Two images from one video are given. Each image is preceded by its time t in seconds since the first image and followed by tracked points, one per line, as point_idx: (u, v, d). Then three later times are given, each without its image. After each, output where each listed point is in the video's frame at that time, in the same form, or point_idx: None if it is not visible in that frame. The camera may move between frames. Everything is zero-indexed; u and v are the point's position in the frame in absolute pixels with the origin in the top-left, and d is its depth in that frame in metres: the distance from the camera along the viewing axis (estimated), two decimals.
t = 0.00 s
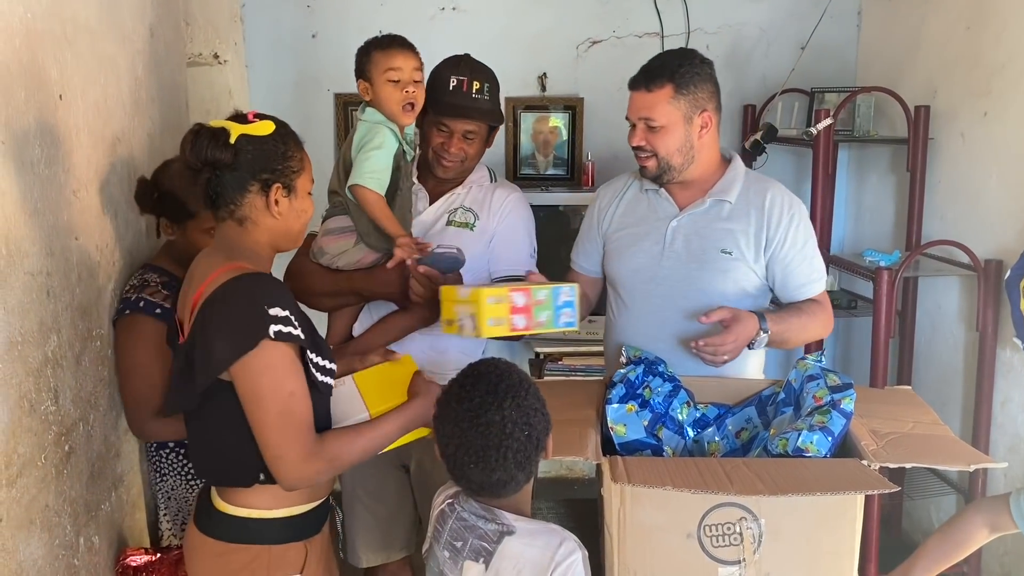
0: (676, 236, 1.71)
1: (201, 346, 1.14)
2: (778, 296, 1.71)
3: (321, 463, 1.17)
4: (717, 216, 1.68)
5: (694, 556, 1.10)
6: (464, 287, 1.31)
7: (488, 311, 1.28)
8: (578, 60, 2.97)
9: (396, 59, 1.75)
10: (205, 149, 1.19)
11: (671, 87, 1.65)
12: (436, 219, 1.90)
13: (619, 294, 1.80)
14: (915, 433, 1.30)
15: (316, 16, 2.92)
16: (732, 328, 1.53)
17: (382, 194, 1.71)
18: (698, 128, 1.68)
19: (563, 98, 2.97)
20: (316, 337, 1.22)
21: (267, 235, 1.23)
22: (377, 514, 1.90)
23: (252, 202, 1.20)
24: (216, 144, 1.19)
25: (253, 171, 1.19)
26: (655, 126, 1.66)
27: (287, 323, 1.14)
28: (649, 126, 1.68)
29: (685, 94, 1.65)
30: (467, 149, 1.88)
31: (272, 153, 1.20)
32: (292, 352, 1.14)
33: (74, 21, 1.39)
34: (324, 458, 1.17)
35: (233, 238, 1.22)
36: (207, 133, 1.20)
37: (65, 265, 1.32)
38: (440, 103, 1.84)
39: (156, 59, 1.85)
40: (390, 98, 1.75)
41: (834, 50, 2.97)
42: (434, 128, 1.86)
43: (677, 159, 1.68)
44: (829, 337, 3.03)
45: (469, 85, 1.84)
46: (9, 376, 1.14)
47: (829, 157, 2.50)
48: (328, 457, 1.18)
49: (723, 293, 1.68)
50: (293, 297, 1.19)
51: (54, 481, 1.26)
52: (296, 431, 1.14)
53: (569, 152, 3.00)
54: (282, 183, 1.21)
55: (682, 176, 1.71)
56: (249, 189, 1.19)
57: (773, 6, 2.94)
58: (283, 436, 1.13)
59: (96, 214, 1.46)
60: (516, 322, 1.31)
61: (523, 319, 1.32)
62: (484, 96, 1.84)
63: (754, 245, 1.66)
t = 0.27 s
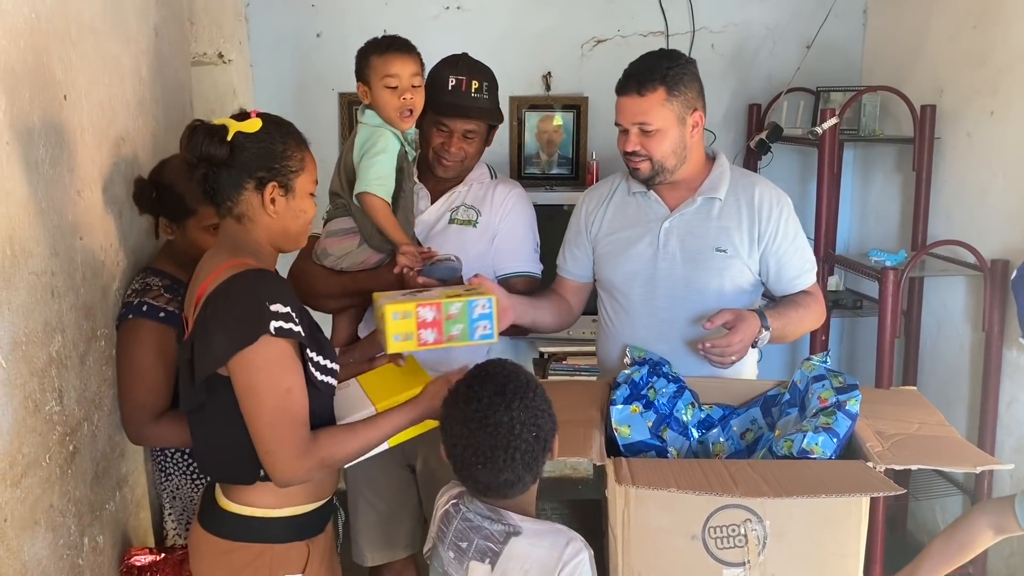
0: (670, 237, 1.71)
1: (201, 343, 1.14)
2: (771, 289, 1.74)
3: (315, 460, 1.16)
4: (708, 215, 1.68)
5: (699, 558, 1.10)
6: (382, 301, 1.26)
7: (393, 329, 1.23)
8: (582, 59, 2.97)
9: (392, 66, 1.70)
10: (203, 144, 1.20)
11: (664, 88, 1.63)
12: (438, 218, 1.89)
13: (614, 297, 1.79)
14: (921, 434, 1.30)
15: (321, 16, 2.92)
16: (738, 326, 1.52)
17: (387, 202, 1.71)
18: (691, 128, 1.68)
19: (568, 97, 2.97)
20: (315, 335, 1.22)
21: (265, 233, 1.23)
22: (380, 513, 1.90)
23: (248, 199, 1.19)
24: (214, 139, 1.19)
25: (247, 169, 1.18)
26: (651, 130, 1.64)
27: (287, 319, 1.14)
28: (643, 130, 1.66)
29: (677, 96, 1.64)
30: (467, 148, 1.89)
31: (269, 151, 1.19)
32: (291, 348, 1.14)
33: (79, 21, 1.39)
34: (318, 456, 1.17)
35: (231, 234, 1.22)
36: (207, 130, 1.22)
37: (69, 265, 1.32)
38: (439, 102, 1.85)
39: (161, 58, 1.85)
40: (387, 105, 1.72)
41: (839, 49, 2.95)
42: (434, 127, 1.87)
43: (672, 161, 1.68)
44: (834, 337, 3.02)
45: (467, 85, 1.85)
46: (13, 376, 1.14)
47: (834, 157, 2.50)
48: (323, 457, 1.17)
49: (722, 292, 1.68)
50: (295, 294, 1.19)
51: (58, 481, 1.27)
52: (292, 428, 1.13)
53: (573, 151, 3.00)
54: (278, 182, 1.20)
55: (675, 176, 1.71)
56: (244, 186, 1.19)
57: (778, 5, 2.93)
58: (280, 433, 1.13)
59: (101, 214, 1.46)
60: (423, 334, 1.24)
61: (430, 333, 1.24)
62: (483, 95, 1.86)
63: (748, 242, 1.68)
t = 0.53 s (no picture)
0: (668, 236, 1.70)
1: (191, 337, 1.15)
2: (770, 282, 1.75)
3: (345, 426, 1.16)
4: (704, 212, 1.69)
5: (705, 559, 1.09)
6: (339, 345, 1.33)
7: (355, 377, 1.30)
8: (588, 58, 2.96)
9: (374, 72, 1.69)
10: (202, 139, 1.21)
11: (676, 88, 1.63)
12: (440, 215, 1.89)
13: (614, 298, 1.78)
14: (929, 434, 1.29)
15: (326, 15, 2.92)
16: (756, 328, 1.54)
17: (385, 205, 1.71)
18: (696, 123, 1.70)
19: (572, 96, 2.96)
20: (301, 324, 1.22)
21: (257, 234, 1.22)
22: (382, 512, 1.90)
23: (243, 198, 1.19)
24: (213, 135, 1.19)
25: (243, 167, 1.18)
26: (669, 131, 1.64)
27: (269, 308, 1.14)
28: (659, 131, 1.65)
29: (687, 93, 1.65)
30: (467, 146, 1.88)
31: (267, 152, 1.19)
32: (283, 338, 1.13)
33: (84, 20, 1.39)
34: (347, 420, 1.16)
35: (225, 231, 1.22)
36: (207, 124, 1.22)
37: (74, 265, 1.32)
38: (436, 100, 1.84)
39: (166, 57, 1.85)
40: (373, 110, 1.72)
41: (846, 47, 2.94)
42: (432, 125, 1.86)
43: (685, 159, 1.68)
44: (840, 336, 3.01)
45: (466, 82, 1.83)
46: (19, 376, 1.14)
47: (841, 156, 2.48)
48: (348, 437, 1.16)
49: (722, 290, 1.68)
50: (276, 285, 1.19)
51: (63, 481, 1.27)
52: (303, 405, 1.13)
53: (578, 150, 2.99)
54: (273, 183, 1.19)
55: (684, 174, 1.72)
56: (239, 184, 1.19)
57: (785, 4, 2.91)
58: (296, 411, 1.13)
59: (106, 213, 1.46)
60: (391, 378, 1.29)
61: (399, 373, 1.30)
62: (481, 93, 1.84)
63: (746, 239, 1.68)
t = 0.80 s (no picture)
0: (672, 236, 1.69)
1: (184, 340, 1.15)
2: (772, 281, 1.75)
3: (349, 422, 1.16)
4: (708, 212, 1.68)
5: (711, 560, 1.09)
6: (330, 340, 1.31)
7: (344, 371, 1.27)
8: (591, 57, 2.95)
9: (353, 77, 1.65)
10: (202, 137, 1.22)
11: (683, 92, 1.61)
12: (437, 215, 1.89)
13: (615, 299, 1.77)
14: (936, 436, 1.28)
15: (329, 14, 2.92)
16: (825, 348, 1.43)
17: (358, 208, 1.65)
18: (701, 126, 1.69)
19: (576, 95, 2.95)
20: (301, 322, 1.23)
21: (255, 232, 1.23)
22: (384, 511, 1.90)
23: (241, 196, 1.20)
24: (212, 133, 1.20)
25: (241, 166, 1.19)
26: (677, 135, 1.63)
27: (267, 307, 1.14)
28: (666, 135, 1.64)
29: (693, 96, 1.64)
30: (462, 145, 1.87)
31: (267, 151, 1.20)
32: (283, 333, 1.14)
33: (88, 19, 1.38)
34: (349, 416, 1.17)
35: (223, 228, 1.23)
36: (208, 121, 1.23)
37: (79, 265, 1.32)
38: (433, 100, 1.83)
39: (170, 57, 1.85)
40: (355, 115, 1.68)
41: (851, 46, 2.93)
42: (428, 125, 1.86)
43: (691, 162, 1.68)
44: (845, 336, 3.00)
45: (461, 81, 1.83)
46: (23, 376, 1.14)
47: (846, 155, 2.47)
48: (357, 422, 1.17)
49: (724, 290, 1.68)
50: (274, 283, 1.19)
51: (67, 481, 1.26)
52: (308, 403, 1.13)
53: (582, 149, 2.99)
54: (272, 182, 1.20)
55: (690, 176, 1.71)
56: (238, 182, 1.19)
57: (789, 3, 2.91)
58: (298, 410, 1.13)
59: (111, 212, 1.46)
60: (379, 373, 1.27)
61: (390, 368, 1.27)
62: (476, 92, 1.82)
63: (748, 239, 1.68)
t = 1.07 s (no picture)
0: (683, 235, 1.69)
1: (188, 338, 1.16)
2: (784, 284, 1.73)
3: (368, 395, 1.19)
4: (721, 212, 1.67)
5: (715, 559, 1.08)
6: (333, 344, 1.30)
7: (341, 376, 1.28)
8: (595, 56, 2.95)
9: (336, 78, 1.60)
10: (205, 137, 1.22)
11: (714, 90, 1.61)
12: (433, 216, 1.89)
13: (625, 296, 1.77)
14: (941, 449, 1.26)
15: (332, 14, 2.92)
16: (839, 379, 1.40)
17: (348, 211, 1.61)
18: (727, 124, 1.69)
19: (580, 94, 2.95)
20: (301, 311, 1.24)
21: (257, 232, 1.23)
22: (387, 511, 1.90)
23: (245, 195, 1.20)
24: (216, 133, 1.20)
25: (246, 166, 1.19)
26: (707, 133, 1.62)
27: (266, 300, 1.14)
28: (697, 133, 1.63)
29: (722, 94, 1.63)
30: (457, 146, 1.87)
31: (269, 150, 1.20)
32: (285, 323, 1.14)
33: (91, 19, 1.38)
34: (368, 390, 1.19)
35: (224, 228, 1.23)
36: (209, 121, 1.22)
37: (82, 264, 1.32)
38: (428, 100, 1.84)
39: (174, 56, 1.85)
40: (339, 116, 1.63)
41: (855, 44, 2.92)
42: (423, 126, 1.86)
43: (718, 160, 1.67)
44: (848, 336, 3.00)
45: (456, 81, 1.83)
46: (27, 375, 1.14)
47: (850, 155, 2.47)
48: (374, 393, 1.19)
49: (734, 291, 1.67)
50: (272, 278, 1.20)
51: (71, 481, 1.26)
52: (326, 383, 1.16)
53: (585, 148, 2.98)
54: (275, 181, 1.21)
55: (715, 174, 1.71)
56: (242, 182, 1.19)
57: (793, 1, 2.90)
58: (317, 389, 1.16)
59: (115, 212, 1.46)
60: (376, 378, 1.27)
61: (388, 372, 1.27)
62: (471, 92, 1.83)
63: (762, 241, 1.67)
